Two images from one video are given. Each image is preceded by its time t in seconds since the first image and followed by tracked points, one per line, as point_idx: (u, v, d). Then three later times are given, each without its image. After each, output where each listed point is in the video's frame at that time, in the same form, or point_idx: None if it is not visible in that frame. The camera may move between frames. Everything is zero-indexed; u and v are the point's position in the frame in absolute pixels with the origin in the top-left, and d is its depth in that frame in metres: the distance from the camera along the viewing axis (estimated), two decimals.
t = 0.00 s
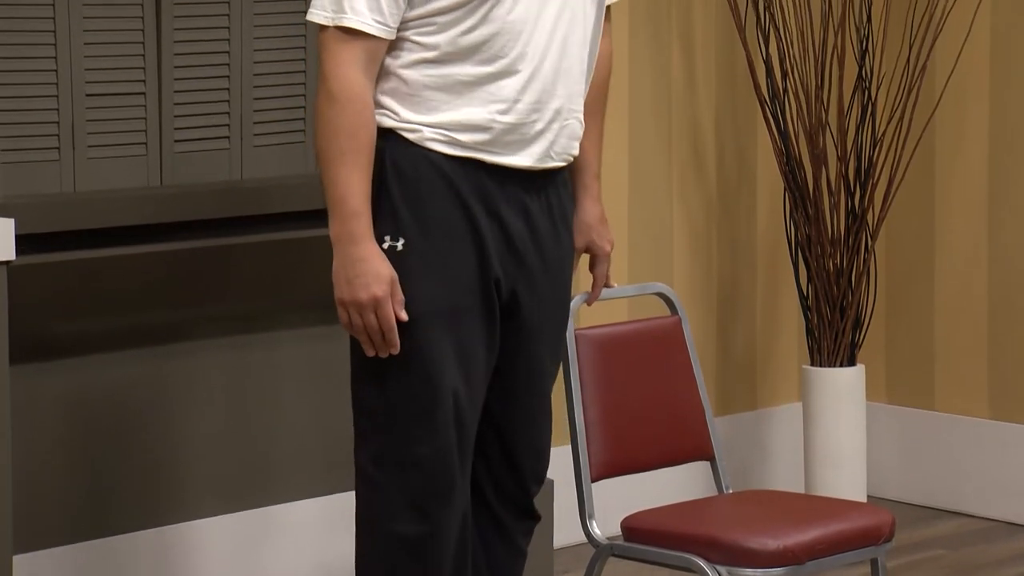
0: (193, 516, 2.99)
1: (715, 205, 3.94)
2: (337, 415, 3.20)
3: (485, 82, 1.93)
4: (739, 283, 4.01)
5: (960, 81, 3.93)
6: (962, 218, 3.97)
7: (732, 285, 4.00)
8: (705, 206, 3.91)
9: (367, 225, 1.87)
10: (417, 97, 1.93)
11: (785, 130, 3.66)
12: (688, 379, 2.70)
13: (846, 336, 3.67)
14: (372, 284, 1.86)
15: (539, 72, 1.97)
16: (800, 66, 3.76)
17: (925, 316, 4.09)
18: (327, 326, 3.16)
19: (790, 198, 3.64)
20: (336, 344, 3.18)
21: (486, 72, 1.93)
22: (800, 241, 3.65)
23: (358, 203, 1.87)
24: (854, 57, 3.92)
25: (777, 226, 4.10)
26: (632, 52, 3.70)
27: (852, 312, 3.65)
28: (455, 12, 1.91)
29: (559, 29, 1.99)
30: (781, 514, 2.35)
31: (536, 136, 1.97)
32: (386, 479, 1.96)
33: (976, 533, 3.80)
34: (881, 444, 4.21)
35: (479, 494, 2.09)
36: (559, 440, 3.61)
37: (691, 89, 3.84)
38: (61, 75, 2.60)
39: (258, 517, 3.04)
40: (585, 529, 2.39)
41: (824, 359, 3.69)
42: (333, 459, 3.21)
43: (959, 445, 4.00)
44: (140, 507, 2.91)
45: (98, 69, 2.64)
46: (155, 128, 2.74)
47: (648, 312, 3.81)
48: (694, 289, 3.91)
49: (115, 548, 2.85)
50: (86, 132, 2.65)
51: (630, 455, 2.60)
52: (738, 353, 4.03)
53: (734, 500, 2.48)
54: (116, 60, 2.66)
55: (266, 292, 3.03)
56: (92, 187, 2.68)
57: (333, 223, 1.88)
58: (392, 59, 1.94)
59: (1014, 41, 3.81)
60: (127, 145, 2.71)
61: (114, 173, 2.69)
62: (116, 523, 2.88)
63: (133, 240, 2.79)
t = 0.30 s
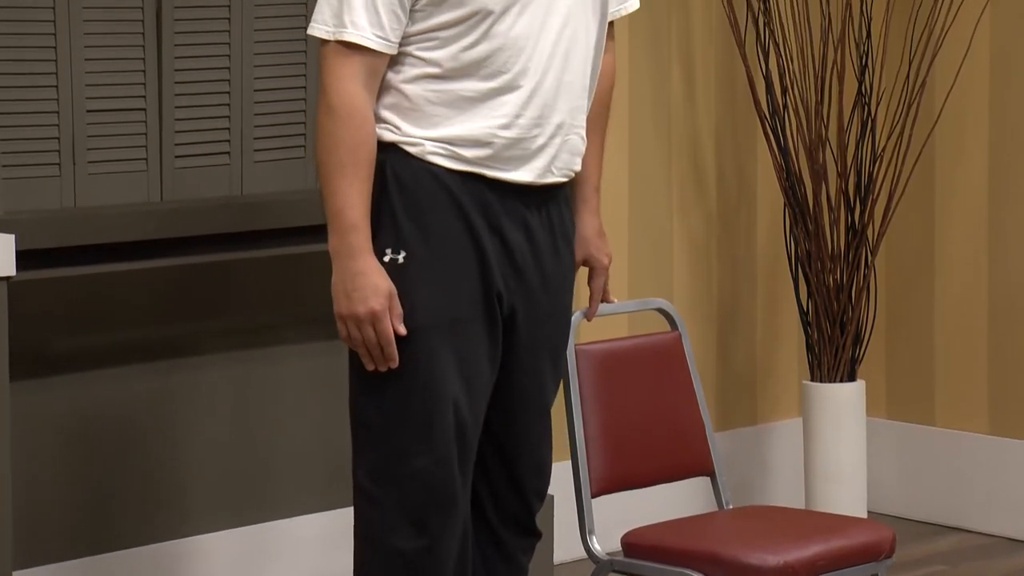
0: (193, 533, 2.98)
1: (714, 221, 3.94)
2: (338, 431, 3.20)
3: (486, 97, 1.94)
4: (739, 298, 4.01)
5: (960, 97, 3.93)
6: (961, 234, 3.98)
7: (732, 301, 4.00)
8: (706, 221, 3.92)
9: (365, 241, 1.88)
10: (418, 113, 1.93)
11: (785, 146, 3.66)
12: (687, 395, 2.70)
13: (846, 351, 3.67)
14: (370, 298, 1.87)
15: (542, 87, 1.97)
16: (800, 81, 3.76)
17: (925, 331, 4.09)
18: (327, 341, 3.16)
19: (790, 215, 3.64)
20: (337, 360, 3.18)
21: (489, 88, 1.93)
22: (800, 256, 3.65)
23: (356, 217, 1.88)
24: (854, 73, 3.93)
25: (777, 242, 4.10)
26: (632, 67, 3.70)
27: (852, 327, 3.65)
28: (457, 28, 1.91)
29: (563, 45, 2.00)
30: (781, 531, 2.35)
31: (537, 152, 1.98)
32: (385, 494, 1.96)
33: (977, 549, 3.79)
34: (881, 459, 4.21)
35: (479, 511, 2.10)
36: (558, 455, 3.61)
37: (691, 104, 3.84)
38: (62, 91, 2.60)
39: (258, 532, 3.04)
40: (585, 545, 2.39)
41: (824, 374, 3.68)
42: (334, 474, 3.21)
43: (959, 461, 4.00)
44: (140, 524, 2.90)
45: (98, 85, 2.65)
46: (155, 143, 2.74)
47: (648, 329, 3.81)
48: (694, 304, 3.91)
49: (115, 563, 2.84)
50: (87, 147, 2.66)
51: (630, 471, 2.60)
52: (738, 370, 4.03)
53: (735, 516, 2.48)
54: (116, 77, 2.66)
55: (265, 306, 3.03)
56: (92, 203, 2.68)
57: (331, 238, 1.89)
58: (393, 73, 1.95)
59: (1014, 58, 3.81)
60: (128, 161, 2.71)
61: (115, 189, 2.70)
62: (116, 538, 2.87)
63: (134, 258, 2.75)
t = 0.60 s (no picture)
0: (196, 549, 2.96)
1: (714, 238, 3.94)
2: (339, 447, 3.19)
3: (484, 121, 1.93)
4: (739, 314, 4.01)
5: (960, 114, 3.94)
6: (961, 251, 3.98)
7: (732, 316, 4.00)
8: (706, 237, 3.92)
9: (367, 258, 1.88)
10: (416, 140, 1.94)
11: (785, 163, 3.67)
12: (688, 411, 2.70)
13: (846, 368, 3.67)
14: (375, 315, 1.86)
15: (540, 110, 1.96)
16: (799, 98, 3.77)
17: (925, 347, 4.09)
18: (327, 358, 3.16)
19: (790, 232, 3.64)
20: (336, 377, 3.18)
21: (487, 112, 1.93)
22: (800, 272, 3.65)
23: (357, 233, 1.88)
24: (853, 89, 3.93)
25: (777, 259, 4.11)
26: (633, 83, 3.70)
27: (853, 344, 3.65)
28: (452, 51, 1.92)
29: (562, 68, 1.99)
30: (782, 547, 2.35)
31: (536, 176, 1.98)
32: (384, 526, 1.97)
33: (978, 565, 3.79)
34: (882, 475, 4.21)
35: (481, 534, 2.10)
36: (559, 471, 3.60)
37: (691, 120, 3.84)
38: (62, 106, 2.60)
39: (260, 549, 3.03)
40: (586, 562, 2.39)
41: (825, 391, 3.69)
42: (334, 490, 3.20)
43: (959, 477, 3.99)
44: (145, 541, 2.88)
45: (98, 101, 2.64)
46: (156, 159, 2.74)
47: (648, 345, 3.81)
48: (694, 320, 3.91)
49: None
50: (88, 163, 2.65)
51: (630, 487, 2.60)
52: (737, 386, 4.03)
53: (735, 533, 2.48)
54: (116, 93, 2.66)
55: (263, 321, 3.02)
56: (92, 219, 2.67)
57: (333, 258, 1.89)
58: (391, 102, 1.96)
59: (1012, 75, 3.82)
60: (129, 177, 2.71)
61: (115, 205, 2.70)
62: (120, 555, 2.85)
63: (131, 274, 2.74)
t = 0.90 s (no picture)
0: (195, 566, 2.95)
1: (714, 254, 3.94)
2: (340, 462, 3.19)
3: (476, 144, 1.93)
4: (739, 330, 4.01)
5: (959, 130, 3.95)
6: (960, 266, 3.98)
7: (732, 332, 4.00)
8: (707, 253, 3.92)
9: (353, 279, 1.87)
10: (411, 168, 1.93)
11: (785, 178, 3.67)
12: (689, 426, 2.70)
13: (846, 384, 3.67)
14: (361, 337, 1.84)
15: (531, 133, 1.96)
16: (800, 114, 3.77)
17: (925, 363, 4.09)
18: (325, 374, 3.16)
19: (790, 248, 3.64)
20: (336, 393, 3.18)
21: (479, 134, 1.93)
22: (800, 288, 3.65)
23: (342, 251, 1.87)
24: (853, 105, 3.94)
25: (777, 274, 4.11)
26: (634, 98, 3.70)
27: (852, 359, 3.66)
28: (439, 74, 1.91)
29: (552, 89, 1.99)
30: (780, 562, 2.35)
31: (532, 201, 1.97)
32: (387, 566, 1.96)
33: None
34: (882, 491, 4.21)
35: (489, 560, 2.09)
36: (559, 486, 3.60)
37: (691, 137, 3.85)
38: (63, 123, 2.60)
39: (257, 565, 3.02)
40: None
41: (824, 407, 3.69)
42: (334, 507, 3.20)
43: (958, 492, 3.99)
44: (144, 557, 2.87)
45: (97, 118, 2.64)
46: (155, 176, 2.74)
47: (648, 360, 3.81)
48: (695, 335, 3.90)
49: None
50: (88, 179, 2.65)
51: (630, 503, 2.60)
52: (738, 401, 4.03)
53: (735, 548, 2.47)
54: (115, 110, 2.66)
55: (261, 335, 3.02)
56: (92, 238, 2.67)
57: (319, 278, 1.88)
58: (384, 131, 1.95)
59: (1012, 90, 3.82)
60: (128, 193, 2.71)
61: (116, 221, 2.69)
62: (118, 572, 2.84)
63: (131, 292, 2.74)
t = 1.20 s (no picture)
0: None
1: (714, 269, 3.94)
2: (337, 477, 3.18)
3: (453, 160, 1.90)
4: (739, 344, 4.02)
5: (957, 145, 3.95)
6: (959, 281, 3.99)
7: (733, 347, 4.00)
8: (708, 267, 3.93)
9: (328, 290, 1.84)
10: (388, 185, 1.90)
11: (785, 193, 3.67)
12: (690, 441, 2.70)
13: (846, 399, 3.67)
14: (336, 348, 1.82)
15: (509, 149, 1.93)
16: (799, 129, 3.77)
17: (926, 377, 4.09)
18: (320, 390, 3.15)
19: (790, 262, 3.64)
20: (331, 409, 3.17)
21: (457, 150, 1.90)
22: (800, 303, 3.65)
23: (316, 261, 1.84)
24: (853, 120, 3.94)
25: (777, 289, 4.12)
26: (634, 112, 3.70)
27: (853, 375, 3.65)
28: (414, 88, 1.88)
29: (530, 103, 1.96)
30: None
31: (509, 220, 1.95)
32: None
33: None
34: (883, 506, 4.20)
35: None
36: (559, 502, 3.59)
37: (691, 152, 3.85)
38: (64, 138, 2.60)
39: None
40: None
41: (825, 421, 3.69)
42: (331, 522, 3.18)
43: (960, 507, 3.98)
44: None
45: (97, 133, 2.64)
46: (157, 190, 2.75)
47: (649, 375, 3.81)
48: (695, 350, 3.90)
49: None
50: (89, 195, 2.65)
51: (630, 519, 2.60)
52: (738, 416, 4.03)
53: (734, 563, 2.46)
54: (116, 126, 2.66)
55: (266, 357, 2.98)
56: (90, 250, 2.67)
57: (292, 289, 1.85)
58: (361, 147, 1.92)
59: (1010, 105, 3.82)
60: (129, 209, 2.71)
61: (114, 237, 2.69)
62: None
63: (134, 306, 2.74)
